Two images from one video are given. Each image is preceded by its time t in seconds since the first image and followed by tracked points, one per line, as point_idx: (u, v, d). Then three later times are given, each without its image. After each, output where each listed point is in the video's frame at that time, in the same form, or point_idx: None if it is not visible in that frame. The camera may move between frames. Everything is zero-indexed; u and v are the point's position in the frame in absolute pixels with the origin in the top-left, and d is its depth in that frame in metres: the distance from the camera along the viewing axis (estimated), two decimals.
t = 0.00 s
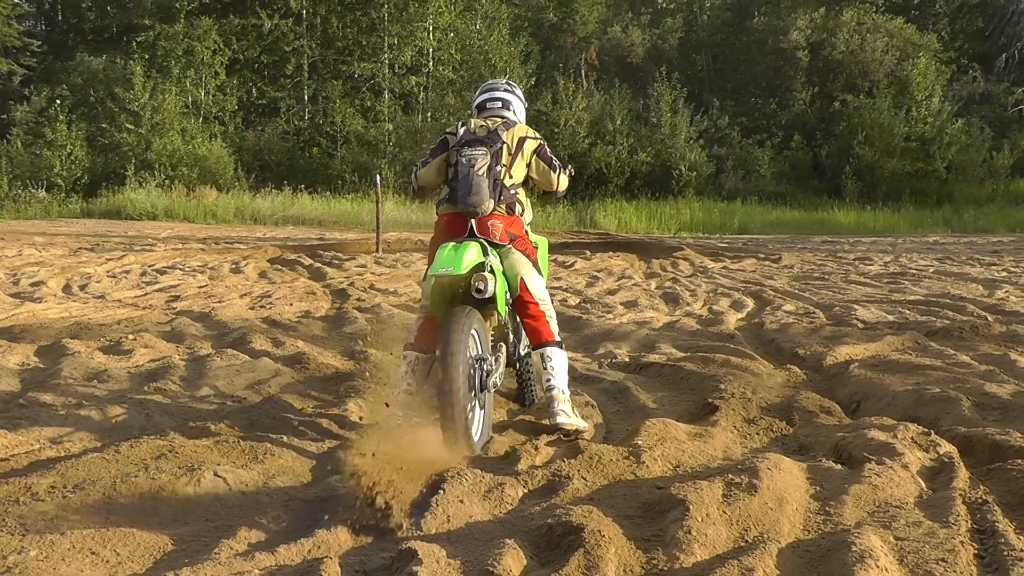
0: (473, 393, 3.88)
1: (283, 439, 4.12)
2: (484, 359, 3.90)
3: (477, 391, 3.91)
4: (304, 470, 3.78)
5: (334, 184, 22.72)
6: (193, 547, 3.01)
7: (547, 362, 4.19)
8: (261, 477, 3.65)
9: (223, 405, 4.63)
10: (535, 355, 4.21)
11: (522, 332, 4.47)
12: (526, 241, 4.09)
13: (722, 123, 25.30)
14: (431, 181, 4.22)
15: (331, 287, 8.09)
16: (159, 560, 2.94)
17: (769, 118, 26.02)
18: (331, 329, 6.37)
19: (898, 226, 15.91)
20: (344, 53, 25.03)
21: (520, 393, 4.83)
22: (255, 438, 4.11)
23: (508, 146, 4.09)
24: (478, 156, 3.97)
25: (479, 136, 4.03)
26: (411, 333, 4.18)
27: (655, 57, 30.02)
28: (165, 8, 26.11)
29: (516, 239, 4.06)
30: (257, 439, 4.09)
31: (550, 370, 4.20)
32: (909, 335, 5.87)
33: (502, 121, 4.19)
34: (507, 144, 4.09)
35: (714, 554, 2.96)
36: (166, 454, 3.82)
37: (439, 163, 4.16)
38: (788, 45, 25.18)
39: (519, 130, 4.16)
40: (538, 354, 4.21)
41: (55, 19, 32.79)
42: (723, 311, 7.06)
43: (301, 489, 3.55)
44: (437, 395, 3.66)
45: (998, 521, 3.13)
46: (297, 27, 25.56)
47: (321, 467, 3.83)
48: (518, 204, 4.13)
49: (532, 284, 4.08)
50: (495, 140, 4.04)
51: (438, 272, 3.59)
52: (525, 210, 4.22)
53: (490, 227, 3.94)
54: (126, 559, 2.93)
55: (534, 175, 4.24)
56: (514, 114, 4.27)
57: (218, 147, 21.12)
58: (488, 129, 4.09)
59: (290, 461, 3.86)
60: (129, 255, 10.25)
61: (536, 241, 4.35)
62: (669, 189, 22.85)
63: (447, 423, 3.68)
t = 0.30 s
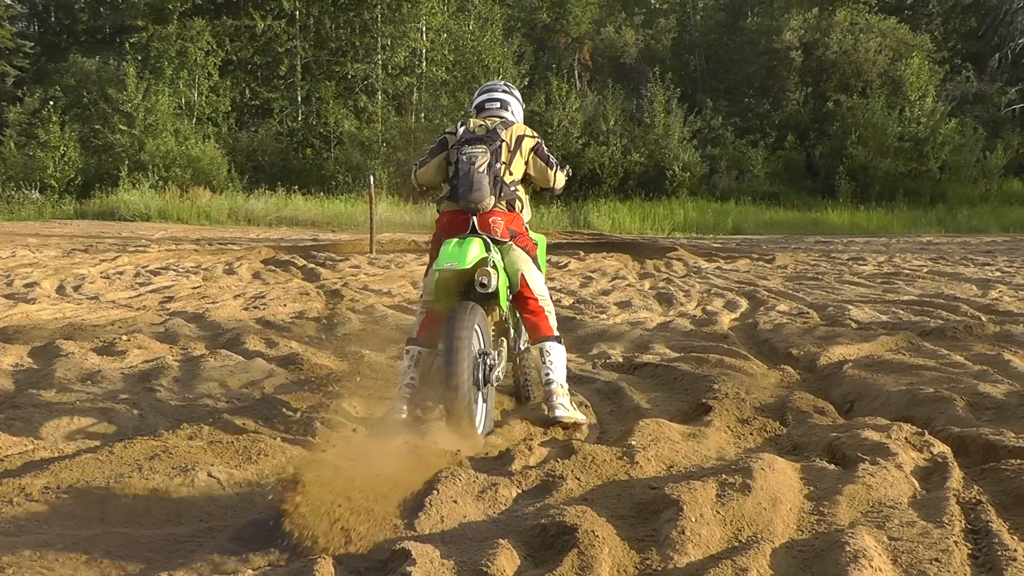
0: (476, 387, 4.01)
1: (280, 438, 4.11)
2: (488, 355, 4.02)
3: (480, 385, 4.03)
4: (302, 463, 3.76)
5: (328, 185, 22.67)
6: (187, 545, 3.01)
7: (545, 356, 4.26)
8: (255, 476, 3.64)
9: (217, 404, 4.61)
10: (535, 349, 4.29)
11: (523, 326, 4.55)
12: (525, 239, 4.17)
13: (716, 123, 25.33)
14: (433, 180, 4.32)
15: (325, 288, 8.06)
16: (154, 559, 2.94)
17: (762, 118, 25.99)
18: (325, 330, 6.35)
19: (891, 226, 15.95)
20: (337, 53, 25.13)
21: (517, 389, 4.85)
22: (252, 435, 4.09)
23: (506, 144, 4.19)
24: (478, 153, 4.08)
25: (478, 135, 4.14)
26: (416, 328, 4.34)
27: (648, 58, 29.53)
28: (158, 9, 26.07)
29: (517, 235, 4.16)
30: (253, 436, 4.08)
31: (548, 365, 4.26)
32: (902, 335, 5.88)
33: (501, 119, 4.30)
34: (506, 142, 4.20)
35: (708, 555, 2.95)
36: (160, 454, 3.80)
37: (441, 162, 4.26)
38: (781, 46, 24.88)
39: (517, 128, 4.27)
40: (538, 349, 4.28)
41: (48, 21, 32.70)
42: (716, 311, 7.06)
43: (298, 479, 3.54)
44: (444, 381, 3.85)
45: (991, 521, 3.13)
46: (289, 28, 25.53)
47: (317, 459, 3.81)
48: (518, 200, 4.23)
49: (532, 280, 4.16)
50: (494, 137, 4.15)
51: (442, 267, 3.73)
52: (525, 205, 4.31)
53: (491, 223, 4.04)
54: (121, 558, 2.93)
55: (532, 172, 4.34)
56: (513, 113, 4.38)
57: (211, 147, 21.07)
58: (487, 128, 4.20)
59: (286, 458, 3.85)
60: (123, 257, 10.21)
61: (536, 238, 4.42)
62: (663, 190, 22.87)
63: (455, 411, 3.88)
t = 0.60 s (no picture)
0: (482, 382, 4.07)
1: (279, 440, 4.09)
2: (494, 350, 4.09)
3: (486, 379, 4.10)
4: (301, 465, 3.75)
5: (324, 187, 22.50)
6: (187, 539, 2.99)
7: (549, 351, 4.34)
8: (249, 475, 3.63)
9: (213, 407, 4.60)
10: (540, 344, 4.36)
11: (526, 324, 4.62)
12: (530, 238, 4.23)
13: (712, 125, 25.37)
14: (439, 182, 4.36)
15: (321, 290, 8.06)
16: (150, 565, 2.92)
17: (758, 120, 26.12)
18: (321, 332, 6.34)
19: (887, 228, 15.99)
20: (334, 56, 24.88)
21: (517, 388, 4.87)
22: (249, 438, 4.08)
23: (510, 145, 4.23)
24: (482, 155, 4.10)
25: (482, 136, 4.17)
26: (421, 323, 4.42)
27: (644, 60, 29.74)
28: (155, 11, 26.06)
29: (521, 235, 4.20)
30: (251, 439, 4.06)
31: (554, 360, 4.33)
32: (898, 337, 5.89)
33: (502, 120, 4.33)
34: (509, 143, 4.24)
35: (703, 557, 2.96)
36: (155, 457, 3.79)
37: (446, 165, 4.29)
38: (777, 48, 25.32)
39: (519, 129, 4.31)
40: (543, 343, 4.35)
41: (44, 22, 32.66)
42: (711, 313, 7.07)
43: (296, 484, 3.52)
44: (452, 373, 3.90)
45: (987, 523, 3.13)
46: (285, 29, 25.66)
47: (315, 463, 3.79)
48: (521, 200, 4.27)
49: (537, 276, 4.24)
50: (497, 139, 4.18)
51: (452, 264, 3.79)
52: (528, 206, 4.36)
53: (496, 223, 4.07)
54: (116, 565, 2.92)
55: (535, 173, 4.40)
56: (512, 114, 4.41)
57: (207, 149, 20.92)
58: (489, 129, 4.24)
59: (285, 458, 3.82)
60: (118, 258, 10.18)
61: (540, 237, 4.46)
62: (659, 192, 22.89)
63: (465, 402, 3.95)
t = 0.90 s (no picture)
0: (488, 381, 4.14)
1: (277, 446, 4.06)
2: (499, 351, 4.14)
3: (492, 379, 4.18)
4: (301, 473, 3.72)
5: (321, 194, 22.49)
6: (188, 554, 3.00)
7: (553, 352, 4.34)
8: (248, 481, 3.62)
9: (210, 413, 4.59)
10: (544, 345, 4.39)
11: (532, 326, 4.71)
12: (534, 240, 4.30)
13: (708, 129, 25.43)
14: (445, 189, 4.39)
15: (317, 297, 8.05)
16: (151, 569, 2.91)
17: (754, 125, 26.19)
18: (318, 339, 6.33)
19: (883, 232, 16.01)
20: (330, 62, 24.93)
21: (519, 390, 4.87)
22: (246, 445, 4.05)
23: (513, 151, 4.26)
24: (488, 163, 4.12)
25: (485, 145, 4.16)
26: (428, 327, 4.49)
27: (640, 65, 29.83)
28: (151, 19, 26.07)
29: (527, 239, 4.28)
30: (248, 446, 4.04)
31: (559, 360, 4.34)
32: (895, 341, 5.89)
33: (501, 125, 4.33)
34: (512, 150, 4.27)
35: (701, 562, 2.95)
36: (152, 464, 3.76)
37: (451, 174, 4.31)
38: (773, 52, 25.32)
39: (519, 134, 4.34)
40: (548, 344, 4.37)
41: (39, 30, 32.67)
42: (709, 318, 7.06)
43: (296, 493, 3.50)
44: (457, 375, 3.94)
45: (984, 526, 3.13)
46: (281, 36, 25.68)
47: (316, 469, 3.77)
48: (526, 205, 4.36)
49: (541, 279, 4.29)
50: (501, 146, 4.18)
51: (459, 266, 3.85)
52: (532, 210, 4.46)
53: (503, 229, 4.15)
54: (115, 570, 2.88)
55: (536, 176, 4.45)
56: (511, 117, 4.41)
57: (204, 156, 21.00)
58: (491, 135, 4.25)
59: (284, 465, 3.80)
60: (115, 266, 10.18)
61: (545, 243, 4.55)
62: (655, 197, 22.94)
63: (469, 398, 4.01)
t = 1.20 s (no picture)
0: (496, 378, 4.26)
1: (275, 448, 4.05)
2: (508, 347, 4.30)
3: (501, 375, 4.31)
4: (300, 475, 3.71)
5: (317, 197, 22.49)
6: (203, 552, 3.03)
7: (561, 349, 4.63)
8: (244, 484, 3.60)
9: (206, 415, 4.58)
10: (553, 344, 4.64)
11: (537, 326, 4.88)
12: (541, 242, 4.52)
13: (706, 134, 25.47)
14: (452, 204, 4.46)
15: (314, 299, 8.04)
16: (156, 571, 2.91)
17: (751, 129, 26.22)
18: (315, 341, 6.32)
19: (880, 238, 16.04)
20: (328, 64, 24.93)
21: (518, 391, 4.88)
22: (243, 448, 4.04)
23: (518, 158, 4.38)
24: (497, 173, 4.25)
25: (491, 154, 4.28)
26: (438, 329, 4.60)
27: (638, 69, 29.78)
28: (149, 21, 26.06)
29: (535, 243, 4.50)
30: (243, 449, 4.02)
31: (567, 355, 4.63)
32: (892, 347, 5.89)
33: (503, 132, 4.44)
34: (517, 156, 4.39)
35: (696, 567, 2.95)
36: (147, 466, 3.74)
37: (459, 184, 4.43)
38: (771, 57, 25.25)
39: (523, 141, 4.45)
40: (556, 343, 4.63)
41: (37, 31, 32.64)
42: (706, 322, 7.07)
43: (304, 494, 3.50)
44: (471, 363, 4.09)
45: (980, 533, 3.13)
46: (279, 38, 25.66)
47: (315, 470, 3.76)
48: (534, 211, 4.52)
49: (548, 280, 4.51)
50: (507, 155, 4.31)
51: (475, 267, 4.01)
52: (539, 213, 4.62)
53: (514, 234, 4.33)
54: None
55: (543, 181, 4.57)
56: (512, 123, 4.51)
57: (202, 158, 21.01)
58: (496, 144, 4.37)
59: (282, 468, 3.78)
60: (112, 267, 10.16)
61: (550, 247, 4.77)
62: (653, 201, 22.96)
63: (477, 389, 4.15)
